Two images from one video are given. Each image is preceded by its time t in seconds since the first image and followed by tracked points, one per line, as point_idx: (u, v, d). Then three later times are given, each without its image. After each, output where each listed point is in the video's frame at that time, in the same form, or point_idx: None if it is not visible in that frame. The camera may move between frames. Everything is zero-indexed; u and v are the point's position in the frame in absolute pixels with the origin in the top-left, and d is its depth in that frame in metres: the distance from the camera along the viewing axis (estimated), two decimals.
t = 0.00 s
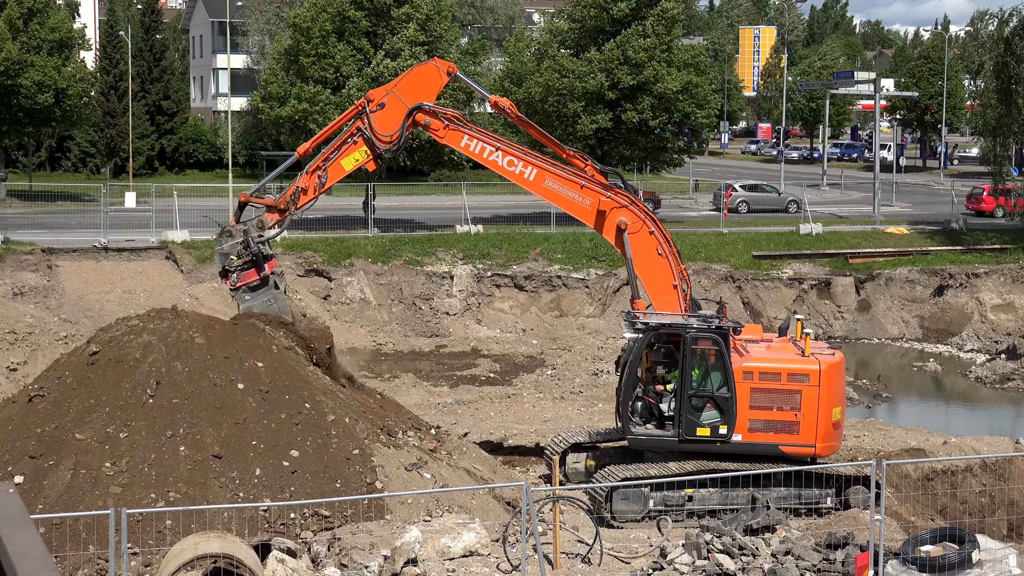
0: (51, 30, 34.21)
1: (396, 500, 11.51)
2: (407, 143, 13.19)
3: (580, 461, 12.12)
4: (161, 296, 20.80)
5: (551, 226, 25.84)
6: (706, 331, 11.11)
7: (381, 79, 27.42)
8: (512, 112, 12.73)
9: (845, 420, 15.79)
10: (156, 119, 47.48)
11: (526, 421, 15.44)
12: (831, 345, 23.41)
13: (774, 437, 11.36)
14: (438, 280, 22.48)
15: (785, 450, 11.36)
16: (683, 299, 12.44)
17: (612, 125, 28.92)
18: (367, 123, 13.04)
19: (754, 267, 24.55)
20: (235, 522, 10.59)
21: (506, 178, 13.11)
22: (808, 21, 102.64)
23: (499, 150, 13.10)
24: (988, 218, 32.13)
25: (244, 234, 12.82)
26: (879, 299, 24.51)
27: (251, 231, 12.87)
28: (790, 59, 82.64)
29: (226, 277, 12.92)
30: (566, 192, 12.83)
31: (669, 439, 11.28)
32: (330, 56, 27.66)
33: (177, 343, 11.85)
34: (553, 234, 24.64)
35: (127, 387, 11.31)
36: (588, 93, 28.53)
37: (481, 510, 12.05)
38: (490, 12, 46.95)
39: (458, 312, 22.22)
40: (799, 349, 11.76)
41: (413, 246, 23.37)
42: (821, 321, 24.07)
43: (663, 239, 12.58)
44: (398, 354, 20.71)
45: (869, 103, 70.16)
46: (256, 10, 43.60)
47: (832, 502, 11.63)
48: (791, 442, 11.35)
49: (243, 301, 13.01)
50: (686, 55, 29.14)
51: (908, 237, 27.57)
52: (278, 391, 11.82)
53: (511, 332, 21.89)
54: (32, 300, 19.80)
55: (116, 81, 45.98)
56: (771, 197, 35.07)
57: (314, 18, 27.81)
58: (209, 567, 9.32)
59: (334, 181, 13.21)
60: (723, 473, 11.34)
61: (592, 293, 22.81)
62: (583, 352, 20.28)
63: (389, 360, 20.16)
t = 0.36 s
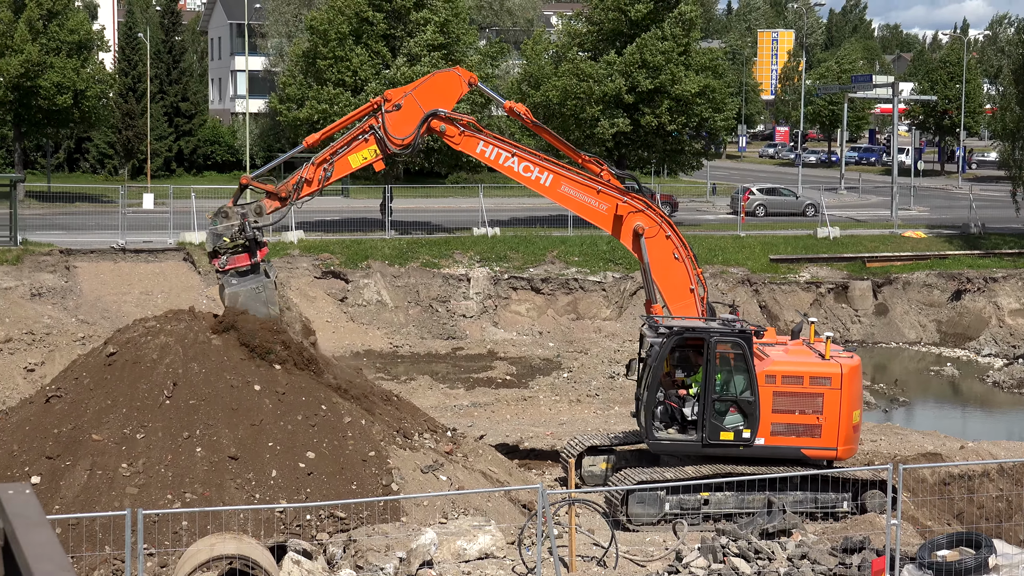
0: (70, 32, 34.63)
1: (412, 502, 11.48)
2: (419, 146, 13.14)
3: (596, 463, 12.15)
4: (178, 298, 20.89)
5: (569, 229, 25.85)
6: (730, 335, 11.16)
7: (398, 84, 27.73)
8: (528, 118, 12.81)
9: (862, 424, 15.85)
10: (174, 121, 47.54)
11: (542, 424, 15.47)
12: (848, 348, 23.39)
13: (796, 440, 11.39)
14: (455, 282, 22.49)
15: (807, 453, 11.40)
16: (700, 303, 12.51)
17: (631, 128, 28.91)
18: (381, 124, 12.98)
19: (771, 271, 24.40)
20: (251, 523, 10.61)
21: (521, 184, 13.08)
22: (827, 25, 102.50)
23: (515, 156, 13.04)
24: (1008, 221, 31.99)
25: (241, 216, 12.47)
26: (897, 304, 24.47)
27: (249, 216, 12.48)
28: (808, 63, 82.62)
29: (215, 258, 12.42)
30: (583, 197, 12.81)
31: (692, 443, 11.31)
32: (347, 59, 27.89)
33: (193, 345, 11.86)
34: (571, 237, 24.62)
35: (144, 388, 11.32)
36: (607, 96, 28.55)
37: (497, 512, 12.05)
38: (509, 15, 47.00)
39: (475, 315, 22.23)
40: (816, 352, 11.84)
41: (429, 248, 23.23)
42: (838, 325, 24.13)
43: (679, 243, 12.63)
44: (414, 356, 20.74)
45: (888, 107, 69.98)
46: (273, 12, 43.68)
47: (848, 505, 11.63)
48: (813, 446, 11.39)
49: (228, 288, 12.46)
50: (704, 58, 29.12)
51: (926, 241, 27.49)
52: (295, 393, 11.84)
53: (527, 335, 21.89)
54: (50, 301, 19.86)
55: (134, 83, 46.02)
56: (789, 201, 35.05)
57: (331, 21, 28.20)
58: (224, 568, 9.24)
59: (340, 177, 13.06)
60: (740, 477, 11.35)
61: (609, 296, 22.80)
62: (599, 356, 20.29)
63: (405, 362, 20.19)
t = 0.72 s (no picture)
0: (82, 33, 34.51)
1: (421, 504, 11.46)
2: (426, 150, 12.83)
3: (605, 465, 12.16)
4: (189, 299, 20.93)
5: (579, 231, 25.86)
6: (745, 338, 11.16)
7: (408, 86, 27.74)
8: (535, 124, 12.80)
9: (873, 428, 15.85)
10: (185, 122, 47.54)
11: (552, 426, 15.47)
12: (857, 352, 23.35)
13: (809, 444, 11.40)
14: (466, 284, 22.50)
15: (820, 456, 11.41)
16: (710, 307, 12.51)
17: (643, 131, 28.90)
18: (389, 125, 12.60)
19: (782, 274, 24.46)
20: (261, 524, 10.60)
21: (530, 189, 13.02)
22: (839, 28, 102.50)
23: (524, 161, 12.92)
24: (1019, 224, 31.98)
25: (238, 200, 11.59)
26: (908, 307, 24.44)
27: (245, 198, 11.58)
28: (819, 66, 82.62)
29: (201, 236, 11.47)
30: (593, 202, 12.81)
31: (707, 447, 11.29)
32: (358, 62, 28.04)
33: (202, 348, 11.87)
34: (581, 239, 24.63)
35: (154, 390, 11.35)
36: (623, 98, 28.55)
37: (506, 514, 12.03)
38: (521, 18, 47.12)
39: (485, 317, 22.23)
40: (829, 355, 11.83)
41: (440, 250, 23.34)
42: (849, 328, 24.07)
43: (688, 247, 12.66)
44: (424, 358, 20.74)
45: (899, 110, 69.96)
46: (285, 14, 43.82)
47: (858, 509, 11.62)
48: (826, 449, 11.41)
49: (210, 269, 11.49)
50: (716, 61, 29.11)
51: (937, 245, 27.43)
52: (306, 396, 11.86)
53: (538, 337, 21.88)
54: (61, 302, 19.87)
55: (145, 84, 46.03)
56: (800, 204, 35.05)
57: (343, 24, 28.40)
58: (233, 569, 9.21)
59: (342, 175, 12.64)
60: (750, 480, 11.35)
61: (619, 299, 22.81)
62: (610, 358, 20.28)
63: (415, 364, 20.19)
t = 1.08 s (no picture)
0: (90, 36, 34.54)
1: (429, 508, 11.47)
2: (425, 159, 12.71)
3: (612, 469, 12.18)
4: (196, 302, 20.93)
5: (586, 235, 25.91)
6: (752, 341, 11.16)
7: (413, 87, 27.73)
8: (534, 134, 12.84)
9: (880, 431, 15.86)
10: (191, 126, 47.31)
11: (559, 430, 15.49)
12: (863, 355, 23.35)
13: (817, 447, 11.38)
14: (472, 288, 22.54)
15: (827, 460, 11.39)
16: (715, 310, 12.49)
17: (650, 134, 28.94)
18: (389, 133, 12.49)
19: (788, 277, 24.56)
20: (267, 528, 10.56)
21: (532, 198, 13.04)
22: (846, 31, 102.56)
23: (525, 171, 12.92)
24: None
25: (233, 191, 11.66)
26: (914, 310, 24.45)
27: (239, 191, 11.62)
28: (825, 69, 82.67)
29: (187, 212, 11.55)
30: (595, 209, 12.83)
31: (714, 450, 11.28)
32: (364, 65, 28.23)
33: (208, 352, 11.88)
34: (588, 242, 24.66)
35: (161, 393, 11.36)
36: (630, 101, 28.61)
37: (513, 518, 12.01)
38: (527, 21, 47.20)
39: (492, 320, 22.26)
40: (836, 359, 11.81)
41: (447, 254, 23.39)
42: (856, 331, 24.08)
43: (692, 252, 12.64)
44: (432, 361, 20.73)
45: (906, 114, 69.93)
46: (292, 17, 43.92)
47: (864, 513, 11.61)
48: (834, 452, 11.38)
49: (183, 249, 11.55)
50: (723, 65, 29.13)
51: (943, 248, 27.43)
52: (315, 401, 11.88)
53: (545, 340, 21.88)
54: (68, 305, 19.95)
55: (153, 87, 45.83)
56: (807, 207, 35.10)
57: (349, 28, 28.48)
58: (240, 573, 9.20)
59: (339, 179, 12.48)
60: (757, 483, 11.33)
61: (626, 302, 22.85)
62: (617, 362, 20.30)
63: (422, 367, 20.19)
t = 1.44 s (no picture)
0: (91, 38, 34.47)
1: (430, 510, 11.47)
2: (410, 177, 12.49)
3: (614, 471, 12.18)
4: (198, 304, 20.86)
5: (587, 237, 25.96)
6: (751, 343, 11.15)
7: (412, 89, 28.03)
8: (519, 149, 12.67)
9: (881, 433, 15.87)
10: (194, 128, 47.20)
11: (561, 432, 15.49)
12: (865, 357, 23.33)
13: (817, 449, 11.38)
14: (474, 290, 22.56)
15: (827, 462, 11.39)
16: (711, 311, 12.51)
17: (650, 136, 28.95)
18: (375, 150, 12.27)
19: (790, 280, 24.58)
20: (268, 530, 10.55)
21: (522, 213, 12.82)
22: (848, 33, 102.54)
23: (513, 185, 12.70)
24: None
25: (221, 198, 11.44)
26: (917, 313, 24.45)
27: (225, 198, 11.42)
28: (827, 71, 82.65)
29: (172, 203, 11.33)
30: (586, 218, 12.66)
31: (714, 452, 11.28)
32: (366, 67, 28.37)
33: (209, 354, 11.86)
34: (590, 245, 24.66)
35: (163, 395, 11.37)
36: (627, 103, 28.77)
37: (515, 520, 11.99)
38: (529, 23, 47.19)
39: (494, 322, 22.30)
40: (836, 361, 11.77)
41: (449, 256, 23.41)
42: (858, 333, 24.08)
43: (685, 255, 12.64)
44: (434, 363, 20.69)
45: (908, 115, 69.88)
46: (294, 19, 43.92)
47: (866, 515, 11.63)
48: (833, 455, 11.39)
49: (157, 238, 11.34)
50: (725, 67, 29.16)
51: (946, 250, 27.41)
52: (318, 404, 11.91)
53: (546, 342, 21.88)
54: (70, 307, 19.99)
55: (156, 89, 46.37)
56: (809, 210, 35.12)
57: (351, 30, 28.52)
58: (242, 575, 9.17)
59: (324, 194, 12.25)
60: (759, 485, 11.32)
61: (628, 304, 22.87)
62: (618, 364, 20.29)
63: (424, 369, 20.17)
